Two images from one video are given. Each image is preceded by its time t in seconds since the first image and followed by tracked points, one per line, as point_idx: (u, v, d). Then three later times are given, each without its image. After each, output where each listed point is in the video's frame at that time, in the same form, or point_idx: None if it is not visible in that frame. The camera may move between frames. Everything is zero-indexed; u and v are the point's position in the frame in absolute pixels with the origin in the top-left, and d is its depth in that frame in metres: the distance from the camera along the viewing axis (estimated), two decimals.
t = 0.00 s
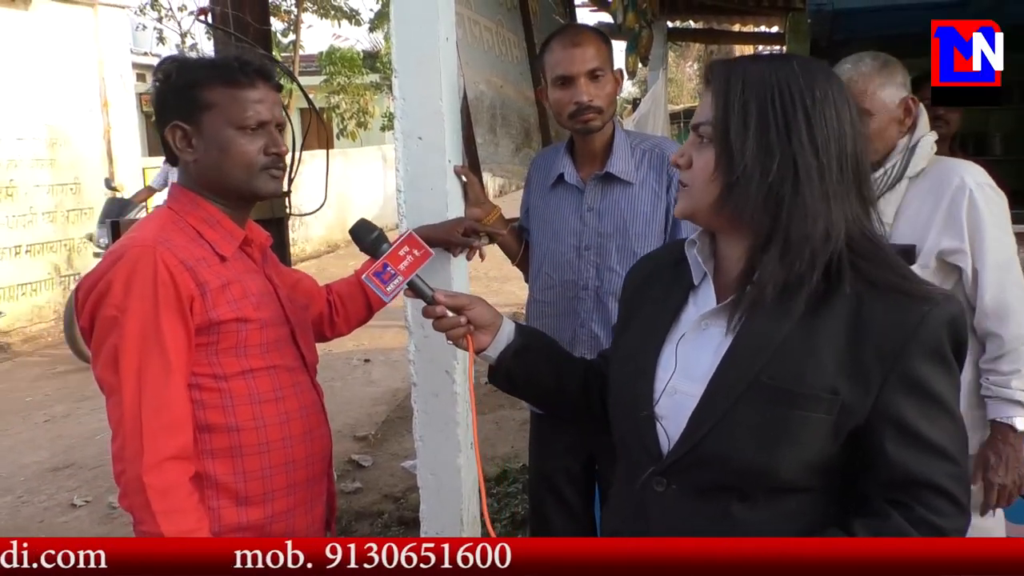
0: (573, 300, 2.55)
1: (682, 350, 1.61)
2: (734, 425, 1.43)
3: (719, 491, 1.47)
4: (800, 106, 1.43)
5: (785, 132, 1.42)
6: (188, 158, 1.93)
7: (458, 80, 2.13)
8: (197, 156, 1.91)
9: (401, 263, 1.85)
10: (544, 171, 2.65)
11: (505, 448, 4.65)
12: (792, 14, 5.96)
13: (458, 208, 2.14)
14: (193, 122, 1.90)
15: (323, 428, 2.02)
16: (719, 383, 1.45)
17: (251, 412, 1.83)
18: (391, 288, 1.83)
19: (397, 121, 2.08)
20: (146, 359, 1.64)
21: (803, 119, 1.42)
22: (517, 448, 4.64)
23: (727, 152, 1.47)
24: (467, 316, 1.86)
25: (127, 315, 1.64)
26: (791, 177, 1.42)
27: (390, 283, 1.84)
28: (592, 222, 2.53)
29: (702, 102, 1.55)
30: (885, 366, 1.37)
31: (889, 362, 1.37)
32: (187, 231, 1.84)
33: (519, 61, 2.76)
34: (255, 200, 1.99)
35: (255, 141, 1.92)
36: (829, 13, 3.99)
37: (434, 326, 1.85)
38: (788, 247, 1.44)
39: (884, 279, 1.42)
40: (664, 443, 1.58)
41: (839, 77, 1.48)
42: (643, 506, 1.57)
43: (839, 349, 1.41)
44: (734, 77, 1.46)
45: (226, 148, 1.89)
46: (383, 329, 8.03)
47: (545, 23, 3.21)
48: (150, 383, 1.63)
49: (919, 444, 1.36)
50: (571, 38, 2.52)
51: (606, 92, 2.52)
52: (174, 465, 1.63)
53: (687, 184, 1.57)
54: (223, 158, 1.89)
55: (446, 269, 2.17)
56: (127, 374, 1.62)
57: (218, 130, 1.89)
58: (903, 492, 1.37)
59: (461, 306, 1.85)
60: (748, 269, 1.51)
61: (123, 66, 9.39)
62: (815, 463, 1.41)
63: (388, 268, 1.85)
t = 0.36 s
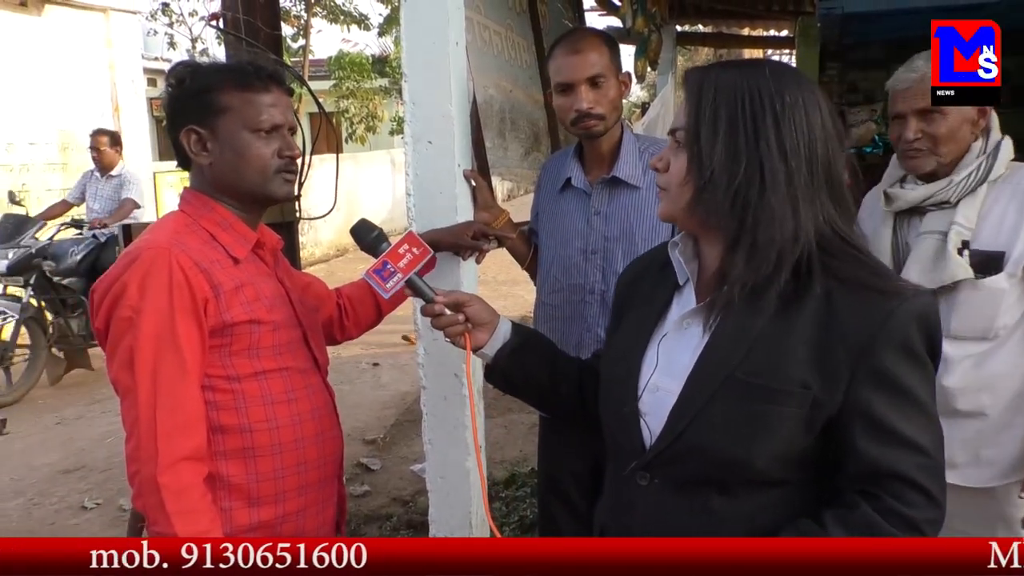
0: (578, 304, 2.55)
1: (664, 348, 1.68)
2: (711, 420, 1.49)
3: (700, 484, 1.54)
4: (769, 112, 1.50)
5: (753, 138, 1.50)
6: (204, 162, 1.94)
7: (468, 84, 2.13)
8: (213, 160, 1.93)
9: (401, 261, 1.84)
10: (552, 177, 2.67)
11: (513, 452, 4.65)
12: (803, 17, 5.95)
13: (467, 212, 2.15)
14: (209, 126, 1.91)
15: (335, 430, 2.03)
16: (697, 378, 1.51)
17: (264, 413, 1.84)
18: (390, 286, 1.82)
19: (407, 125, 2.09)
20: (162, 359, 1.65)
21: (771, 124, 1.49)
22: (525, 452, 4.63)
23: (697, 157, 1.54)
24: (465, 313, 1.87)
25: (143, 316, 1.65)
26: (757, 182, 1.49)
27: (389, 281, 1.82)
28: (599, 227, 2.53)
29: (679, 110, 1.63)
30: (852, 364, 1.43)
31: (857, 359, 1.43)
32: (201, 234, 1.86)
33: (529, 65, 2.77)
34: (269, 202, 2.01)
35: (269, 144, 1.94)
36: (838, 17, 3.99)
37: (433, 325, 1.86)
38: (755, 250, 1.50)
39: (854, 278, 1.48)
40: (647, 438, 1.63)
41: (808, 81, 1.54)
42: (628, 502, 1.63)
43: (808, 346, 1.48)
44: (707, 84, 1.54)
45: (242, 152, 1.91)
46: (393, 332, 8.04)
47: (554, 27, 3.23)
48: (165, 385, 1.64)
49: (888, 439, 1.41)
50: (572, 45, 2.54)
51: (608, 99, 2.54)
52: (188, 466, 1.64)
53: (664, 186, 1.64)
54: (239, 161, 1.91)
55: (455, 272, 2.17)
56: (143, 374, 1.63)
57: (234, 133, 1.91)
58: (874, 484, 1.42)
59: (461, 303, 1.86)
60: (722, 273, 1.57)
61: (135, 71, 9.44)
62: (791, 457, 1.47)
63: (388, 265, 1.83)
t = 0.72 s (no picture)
0: (575, 300, 2.55)
1: (658, 345, 1.71)
2: (707, 416, 1.51)
3: (692, 482, 1.56)
4: (763, 111, 1.51)
5: (751, 136, 1.51)
6: (206, 161, 1.94)
7: (470, 84, 2.13)
8: (214, 158, 1.93)
9: (395, 263, 1.86)
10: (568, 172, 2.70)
11: (513, 451, 4.65)
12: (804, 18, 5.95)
13: (468, 211, 2.16)
14: (211, 125, 1.91)
15: (336, 428, 2.03)
16: (691, 375, 1.53)
17: (265, 411, 1.84)
18: (384, 288, 1.86)
19: (409, 124, 2.09)
20: (164, 356, 1.65)
21: (767, 123, 1.50)
22: (526, 452, 4.64)
23: (698, 158, 1.55)
24: (459, 313, 1.91)
25: (146, 312, 1.65)
26: (759, 178, 1.50)
27: (384, 283, 1.86)
28: (600, 224, 2.54)
29: (669, 116, 1.63)
30: (845, 360, 1.46)
31: (850, 356, 1.46)
32: (202, 232, 1.86)
33: (530, 65, 2.78)
34: (272, 200, 2.01)
35: (271, 142, 1.94)
36: (839, 18, 3.94)
37: (429, 325, 1.90)
38: (762, 244, 1.51)
39: (848, 274, 1.51)
40: (640, 435, 1.67)
41: (798, 80, 1.55)
42: (621, 500, 1.66)
43: (803, 344, 1.50)
44: (698, 87, 1.56)
45: (244, 149, 1.91)
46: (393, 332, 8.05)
47: (557, 27, 3.23)
48: (167, 383, 1.65)
49: (877, 434, 1.45)
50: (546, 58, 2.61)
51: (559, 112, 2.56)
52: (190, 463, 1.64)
53: (663, 193, 1.64)
54: (241, 159, 1.91)
55: (456, 271, 2.18)
56: (144, 371, 1.64)
57: (235, 132, 1.91)
58: (863, 480, 1.46)
59: (454, 303, 1.90)
60: (722, 267, 1.59)
61: (137, 70, 9.44)
62: (783, 452, 1.49)
63: (383, 267, 1.86)
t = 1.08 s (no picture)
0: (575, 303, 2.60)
1: (655, 347, 1.71)
2: (707, 417, 1.54)
3: (690, 483, 1.58)
4: (760, 115, 1.55)
5: (749, 139, 1.55)
6: (206, 164, 1.94)
7: (469, 88, 2.14)
8: (215, 161, 1.93)
9: (386, 264, 1.85)
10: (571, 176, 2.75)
11: (513, 455, 4.66)
12: (803, 22, 5.95)
13: (469, 214, 2.16)
14: (211, 129, 1.91)
15: (335, 431, 2.03)
16: (693, 377, 1.55)
17: (264, 414, 1.84)
18: (376, 288, 1.83)
19: (408, 129, 2.09)
20: (162, 358, 1.65)
21: (764, 127, 1.54)
22: (526, 456, 4.64)
23: (698, 162, 1.58)
24: (448, 317, 1.93)
25: (145, 315, 1.66)
26: (760, 180, 1.55)
27: (375, 284, 1.83)
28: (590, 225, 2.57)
29: (664, 121, 1.66)
30: (843, 362, 1.51)
31: (848, 358, 1.50)
32: (201, 235, 1.86)
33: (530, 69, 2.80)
34: (271, 204, 2.01)
35: (271, 145, 1.94)
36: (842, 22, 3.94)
37: (415, 326, 1.91)
38: (763, 245, 1.56)
39: (841, 278, 1.57)
40: (638, 439, 1.68)
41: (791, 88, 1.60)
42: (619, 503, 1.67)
43: (803, 346, 1.54)
44: (694, 91, 1.59)
45: (244, 153, 1.91)
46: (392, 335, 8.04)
47: (556, 31, 3.24)
48: (166, 386, 1.65)
49: (874, 434, 1.50)
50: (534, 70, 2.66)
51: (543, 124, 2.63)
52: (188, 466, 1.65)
53: (659, 196, 1.66)
54: (242, 162, 1.91)
55: (457, 275, 2.19)
56: (143, 374, 1.64)
57: (236, 135, 1.91)
58: (861, 480, 1.51)
59: (444, 307, 1.93)
60: (718, 271, 1.63)
61: (137, 72, 9.45)
62: (783, 453, 1.53)
63: (374, 268, 1.84)
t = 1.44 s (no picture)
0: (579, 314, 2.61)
1: (656, 354, 1.67)
2: (710, 424, 1.52)
3: (692, 490, 1.55)
4: (760, 117, 1.52)
5: (748, 141, 1.52)
6: (206, 165, 1.89)
7: (475, 87, 2.09)
8: (215, 162, 1.88)
9: (381, 263, 1.79)
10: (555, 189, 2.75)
11: (519, 463, 4.61)
12: (813, 20, 5.88)
13: (474, 218, 2.11)
14: (210, 129, 1.87)
15: (338, 439, 1.99)
16: (694, 383, 1.53)
17: (266, 421, 1.80)
18: (369, 287, 1.76)
19: (413, 129, 2.04)
20: (163, 364, 1.61)
21: (764, 130, 1.52)
22: (532, 464, 4.59)
23: (694, 164, 1.55)
24: (444, 319, 1.87)
25: (145, 320, 1.61)
26: (757, 184, 1.52)
27: (369, 282, 1.76)
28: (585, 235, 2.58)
29: (665, 121, 1.62)
30: (849, 365, 1.49)
31: (852, 362, 1.49)
32: (201, 238, 1.82)
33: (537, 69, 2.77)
34: (272, 208, 1.97)
35: (271, 145, 1.89)
36: (853, 21, 3.87)
37: (410, 327, 1.85)
38: (760, 251, 1.53)
39: (844, 282, 1.55)
40: (639, 446, 1.64)
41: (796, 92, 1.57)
42: (621, 512, 1.63)
43: (807, 351, 1.52)
44: (694, 91, 1.56)
45: (244, 153, 1.87)
46: (396, 340, 8.00)
47: (563, 31, 3.20)
48: (165, 393, 1.60)
49: (879, 437, 1.48)
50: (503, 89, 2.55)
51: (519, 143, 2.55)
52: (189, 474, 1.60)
53: (659, 197, 1.63)
54: (242, 162, 1.87)
55: (462, 280, 2.14)
56: (142, 381, 1.59)
57: (235, 135, 1.86)
58: (865, 485, 1.49)
59: (440, 308, 1.86)
60: (718, 276, 1.61)
61: (136, 72, 9.42)
62: (785, 458, 1.51)
63: (369, 267, 1.78)
